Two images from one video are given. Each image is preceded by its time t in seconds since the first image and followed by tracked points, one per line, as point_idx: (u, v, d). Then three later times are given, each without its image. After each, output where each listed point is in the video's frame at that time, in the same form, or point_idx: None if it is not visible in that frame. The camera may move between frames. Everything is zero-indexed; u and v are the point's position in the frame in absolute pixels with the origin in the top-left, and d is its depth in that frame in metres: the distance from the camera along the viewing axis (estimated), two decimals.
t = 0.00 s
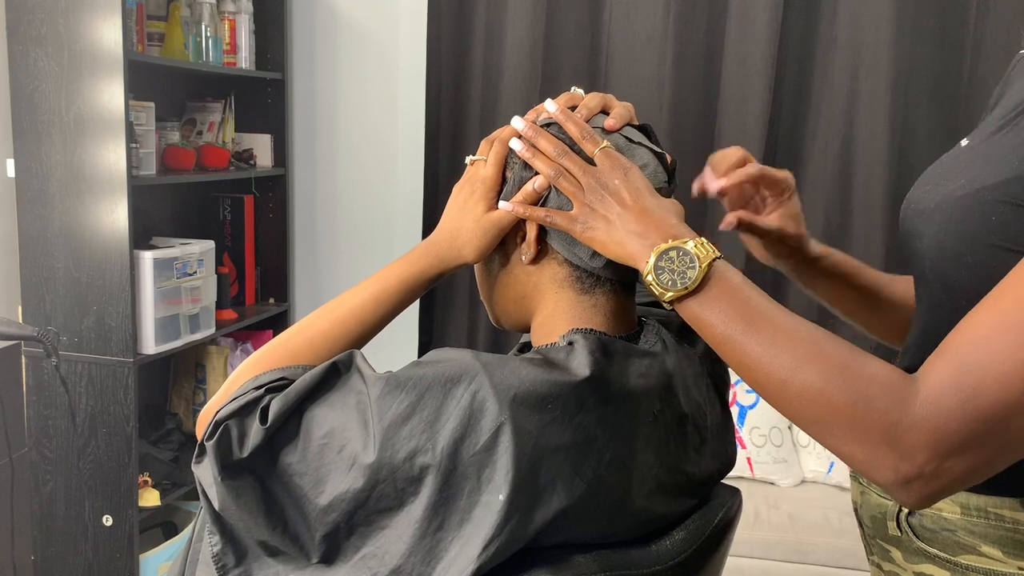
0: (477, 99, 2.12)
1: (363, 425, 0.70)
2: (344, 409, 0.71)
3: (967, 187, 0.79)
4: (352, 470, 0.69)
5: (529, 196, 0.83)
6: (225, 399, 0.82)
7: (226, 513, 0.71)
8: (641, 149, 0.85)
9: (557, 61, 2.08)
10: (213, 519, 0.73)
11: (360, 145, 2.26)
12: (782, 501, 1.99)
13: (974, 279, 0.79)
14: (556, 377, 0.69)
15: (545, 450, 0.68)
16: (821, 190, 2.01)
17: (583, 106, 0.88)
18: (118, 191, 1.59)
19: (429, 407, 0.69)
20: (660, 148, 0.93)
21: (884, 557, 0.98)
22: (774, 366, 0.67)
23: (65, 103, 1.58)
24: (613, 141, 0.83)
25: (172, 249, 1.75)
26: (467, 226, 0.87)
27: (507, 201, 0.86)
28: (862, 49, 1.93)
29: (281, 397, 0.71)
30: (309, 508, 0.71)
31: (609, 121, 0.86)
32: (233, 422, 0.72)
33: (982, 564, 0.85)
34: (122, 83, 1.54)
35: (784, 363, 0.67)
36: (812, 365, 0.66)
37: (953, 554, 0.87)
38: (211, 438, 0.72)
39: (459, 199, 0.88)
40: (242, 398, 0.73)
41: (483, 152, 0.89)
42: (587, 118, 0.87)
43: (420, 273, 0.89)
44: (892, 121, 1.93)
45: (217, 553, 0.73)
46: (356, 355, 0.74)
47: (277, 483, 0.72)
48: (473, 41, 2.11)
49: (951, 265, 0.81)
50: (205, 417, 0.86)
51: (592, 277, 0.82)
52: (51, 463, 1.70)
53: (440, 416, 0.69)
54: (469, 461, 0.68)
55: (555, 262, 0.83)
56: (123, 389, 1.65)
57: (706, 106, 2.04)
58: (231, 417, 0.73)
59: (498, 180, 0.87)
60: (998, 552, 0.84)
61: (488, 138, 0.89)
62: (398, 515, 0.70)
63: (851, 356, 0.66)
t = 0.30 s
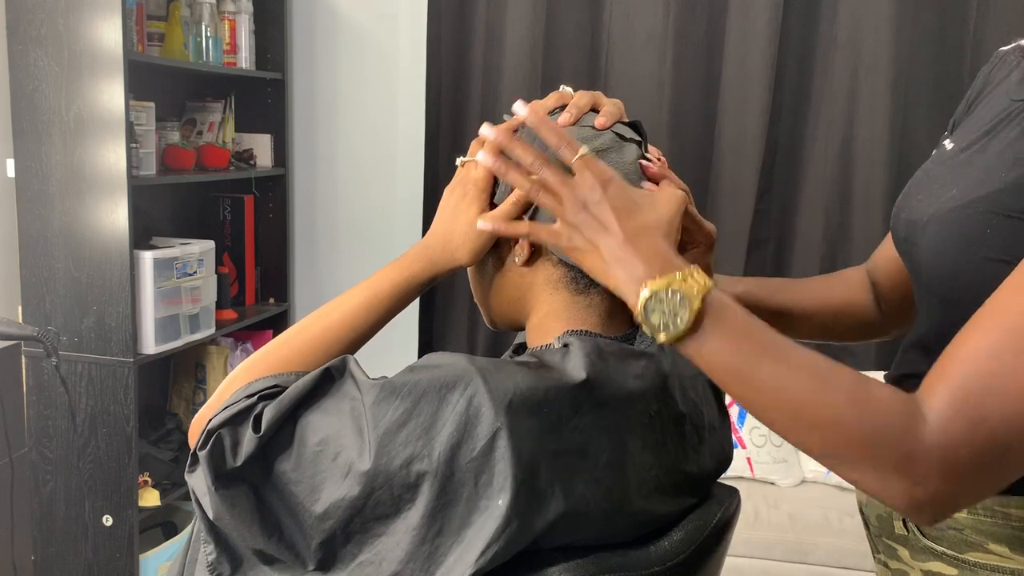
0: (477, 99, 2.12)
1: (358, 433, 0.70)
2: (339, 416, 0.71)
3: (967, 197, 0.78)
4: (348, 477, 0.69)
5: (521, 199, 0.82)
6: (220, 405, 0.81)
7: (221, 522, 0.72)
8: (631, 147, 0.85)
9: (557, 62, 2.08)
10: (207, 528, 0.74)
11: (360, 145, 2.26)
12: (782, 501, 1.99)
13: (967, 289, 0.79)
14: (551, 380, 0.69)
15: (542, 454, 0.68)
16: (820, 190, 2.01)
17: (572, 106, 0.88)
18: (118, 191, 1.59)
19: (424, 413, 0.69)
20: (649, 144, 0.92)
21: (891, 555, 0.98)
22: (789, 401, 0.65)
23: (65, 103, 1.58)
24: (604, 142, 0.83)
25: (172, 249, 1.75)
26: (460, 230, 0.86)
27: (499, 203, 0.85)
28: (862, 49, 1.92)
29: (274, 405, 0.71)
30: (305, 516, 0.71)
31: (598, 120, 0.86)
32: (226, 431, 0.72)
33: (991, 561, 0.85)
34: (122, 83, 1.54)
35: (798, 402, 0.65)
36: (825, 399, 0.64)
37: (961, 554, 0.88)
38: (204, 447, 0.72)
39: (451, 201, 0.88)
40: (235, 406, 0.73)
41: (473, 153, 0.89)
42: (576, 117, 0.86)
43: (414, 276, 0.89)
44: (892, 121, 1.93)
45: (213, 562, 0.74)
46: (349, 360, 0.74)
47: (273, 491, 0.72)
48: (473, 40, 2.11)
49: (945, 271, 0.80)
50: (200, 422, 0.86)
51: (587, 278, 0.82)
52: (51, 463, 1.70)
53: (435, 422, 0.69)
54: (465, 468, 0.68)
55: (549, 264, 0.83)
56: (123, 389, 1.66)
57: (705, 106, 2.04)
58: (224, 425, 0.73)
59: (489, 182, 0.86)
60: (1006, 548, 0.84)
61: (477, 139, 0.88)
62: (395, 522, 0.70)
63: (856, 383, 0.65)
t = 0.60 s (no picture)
0: (477, 99, 2.12)
1: (366, 425, 0.70)
2: (346, 408, 0.71)
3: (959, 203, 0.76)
4: (354, 469, 0.69)
5: (532, 197, 0.81)
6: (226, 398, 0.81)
7: (227, 512, 0.71)
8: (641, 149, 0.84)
9: (557, 62, 2.08)
10: (214, 518, 0.73)
11: (359, 145, 2.26)
12: (782, 501, 1.99)
13: (954, 301, 0.76)
14: (557, 377, 0.70)
15: (547, 450, 0.69)
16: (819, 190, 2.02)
17: (583, 106, 0.87)
18: (118, 191, 1.58)
19: (431, 407, 0.69)
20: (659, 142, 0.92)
21: (885, 555, 0.97)
22: (795, 417, 0.69)
23: (65, 103, 1.58)
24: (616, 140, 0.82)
25: (172, 249, 1.75)
26: (469, 227, 0.85)
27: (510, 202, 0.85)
28: (861, 49, 1.93)
29: (283, 396, 0.71)
30: (311, 508, 0.71)
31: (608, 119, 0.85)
32: (234, 421, 0.72)
33: (978, 563, 0.84)
34: (122, 83, 1.54)
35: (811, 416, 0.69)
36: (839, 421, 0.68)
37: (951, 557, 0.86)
38: (212, 437, 0.71)
39: (461, 198, 0.87)
40: (244, 397, 0.73)
41: (483, 152, 0.88)
42: (587, 117, 0.86)
43: (422, 273, 0.88)
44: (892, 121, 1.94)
45: (218, 553, 0.73)
46: (358, 354, 0.74)
47: (279, 482, 0.72)
48: (472, 41, 2.11)
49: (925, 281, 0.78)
50: (204, 416, 0.85)
51: (596, 276, 0.82)
52: (51, 463, 1.70)
53: (442, 415, 0.69)
54: (471, 461, 0.68)
55: (558, 262, 0.83)
56: (123, 389, 1.65)
57: (705, 106, 2.04)
58: (232, 416, 0.73)
59: (499, 180, 0.85)
60: (994, 550, 0.83)
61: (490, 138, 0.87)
62: (400, 515, 0.70)
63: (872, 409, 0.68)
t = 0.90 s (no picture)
0: (477, 99, 2.13)
1: (364, 428, 0.70)
2: (344, 411, 0.71)
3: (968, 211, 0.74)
4: (353, 472, 0.69)
5: (531, 198, 0.81)
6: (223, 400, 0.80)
7: (225, 516, 0.71)
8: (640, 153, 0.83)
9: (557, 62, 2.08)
10: (211, 522, 0.74)
11: (359, 145, 2.26)
12: (782, 501, 1.99)
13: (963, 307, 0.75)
14: (556, 379, 0.70)
15: (545, 451, 0.69)
16: (819, 190, 2.02)
17: (582, 106, 0.87)
18: (118, 191, 1.59)
19: (430, 410, 0.69)
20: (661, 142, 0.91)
21: (882, 544, 0.96)
22: (896, 486, 0.63)
23: (65, 103, 1.58)
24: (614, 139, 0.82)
25: (172, 249, 1.75)
26: (468, 228, 0.85)
27: (508, 203, 0.85)
28: (862, 49, 1.93)
29: (281, 399, 0.71)
30: (309, 511, 0.71)
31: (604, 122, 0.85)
32: (231, 424, 0.72)
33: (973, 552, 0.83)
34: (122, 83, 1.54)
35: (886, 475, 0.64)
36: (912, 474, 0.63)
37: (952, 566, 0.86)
38: (209, 439, 0.71)
39: (459, 199, 0.87)
40: (241, 400, 0.73)
41: (482, 152, 0.88)
42: (586, 117, 0.85)
43: (421, 274, 0.87)
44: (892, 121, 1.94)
45: (215, 555, 0.74)
46: (356, 357, 0.74)
47: (276, 485, 0.72)
48: (472, 41, 2.11)
49: (934, 288, 0.77)
50: (202, 417, 0.84)
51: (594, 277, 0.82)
52: (51, 463, 1.70)
53: (441, 418, 0.69)
54: (469, 464, 0.68)
55: (556, 263, 0.83)
56: (123, 389, 1.65)
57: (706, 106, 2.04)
58: (230, 418, 0.72)
59: (499, 181, 0.86)
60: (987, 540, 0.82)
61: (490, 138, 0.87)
62: (398, 518, 0.70)
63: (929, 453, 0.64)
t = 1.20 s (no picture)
0: (478, 99, 2.13)
1: (362, 429, 0.70)
2: (343, 412, 0.71)
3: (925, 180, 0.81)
4: (351, 474, 0.69)
5: (528, 199, 0.80)
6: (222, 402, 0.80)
7: (224, 518, 0.71)
8: (639, 153, 0.82)
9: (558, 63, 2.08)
10: (211, 524, 0.73)
11: (359, 146, 2.26)
12: (782, 501, 1.99)
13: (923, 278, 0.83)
14: (554, 379, 0.70)
15: (544, 452, 0.69)
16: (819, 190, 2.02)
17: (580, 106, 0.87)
18: (118, 191, 1.59)
19: (428, 410, 0.69)
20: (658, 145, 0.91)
21: (843, 492, 0.99)
22: (847, 401, 0.79)
23: (65, 103, 1.58)
24: (611, 139, 0.81)
25: (172, 249, 1.75)
26: (465, 229, 0.84)
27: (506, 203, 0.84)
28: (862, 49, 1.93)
29: (280, 400, 0.71)
30: (309, 513, 0.71)
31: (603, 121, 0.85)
32: (230, 426, 0.72)
33: (917, 485, 0.87)
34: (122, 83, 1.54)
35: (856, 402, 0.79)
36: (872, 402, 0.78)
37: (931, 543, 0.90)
38: (209, 442, 0.71)
39: (457, 199, 0.86)
40: (239, 402, 0.73)
41: (480, 152, 0.88)
42: (584, 118, 0.85)
43: (419, 275, 0.86)
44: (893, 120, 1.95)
45: (216, 557, 0.74)
46: (354, 358, 0.74)
47: (276, 487, 0.72)
48: (472, 41, 2.12)
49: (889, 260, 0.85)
50: (202, 420, 0.84)
51: (592, 277, 0.82)
52: (51, 463, 1.70)
53: (439, 419, 0.68)
54: (468, 465, 0.68)
55: (555, 264, 0.83)
56: (123, 389, 1.65)
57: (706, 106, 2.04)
58: (229, 420, 0.72)
59: (496, 180, 0.85)
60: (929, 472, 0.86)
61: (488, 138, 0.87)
62: (397, 519, 0.70)
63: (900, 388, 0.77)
